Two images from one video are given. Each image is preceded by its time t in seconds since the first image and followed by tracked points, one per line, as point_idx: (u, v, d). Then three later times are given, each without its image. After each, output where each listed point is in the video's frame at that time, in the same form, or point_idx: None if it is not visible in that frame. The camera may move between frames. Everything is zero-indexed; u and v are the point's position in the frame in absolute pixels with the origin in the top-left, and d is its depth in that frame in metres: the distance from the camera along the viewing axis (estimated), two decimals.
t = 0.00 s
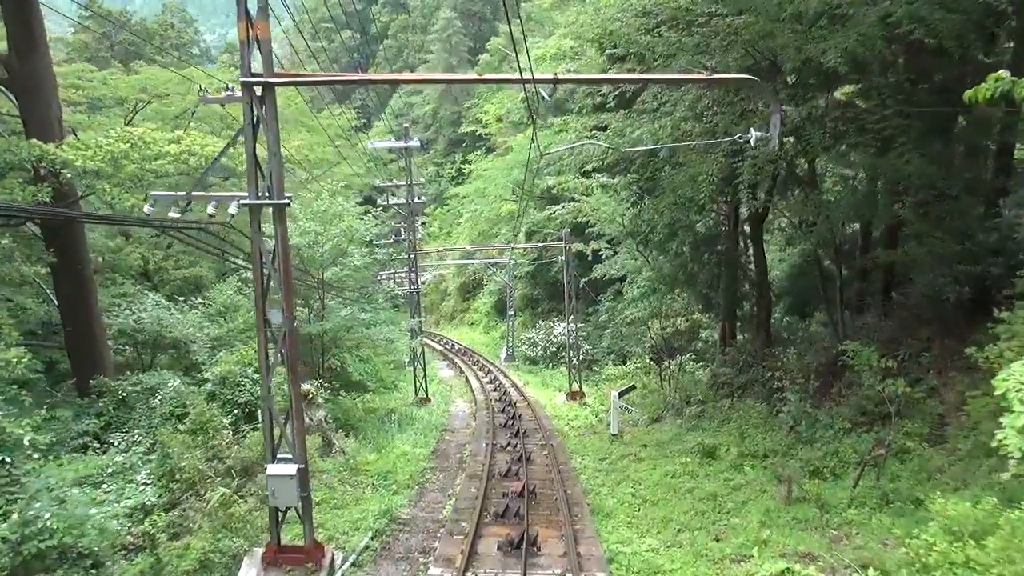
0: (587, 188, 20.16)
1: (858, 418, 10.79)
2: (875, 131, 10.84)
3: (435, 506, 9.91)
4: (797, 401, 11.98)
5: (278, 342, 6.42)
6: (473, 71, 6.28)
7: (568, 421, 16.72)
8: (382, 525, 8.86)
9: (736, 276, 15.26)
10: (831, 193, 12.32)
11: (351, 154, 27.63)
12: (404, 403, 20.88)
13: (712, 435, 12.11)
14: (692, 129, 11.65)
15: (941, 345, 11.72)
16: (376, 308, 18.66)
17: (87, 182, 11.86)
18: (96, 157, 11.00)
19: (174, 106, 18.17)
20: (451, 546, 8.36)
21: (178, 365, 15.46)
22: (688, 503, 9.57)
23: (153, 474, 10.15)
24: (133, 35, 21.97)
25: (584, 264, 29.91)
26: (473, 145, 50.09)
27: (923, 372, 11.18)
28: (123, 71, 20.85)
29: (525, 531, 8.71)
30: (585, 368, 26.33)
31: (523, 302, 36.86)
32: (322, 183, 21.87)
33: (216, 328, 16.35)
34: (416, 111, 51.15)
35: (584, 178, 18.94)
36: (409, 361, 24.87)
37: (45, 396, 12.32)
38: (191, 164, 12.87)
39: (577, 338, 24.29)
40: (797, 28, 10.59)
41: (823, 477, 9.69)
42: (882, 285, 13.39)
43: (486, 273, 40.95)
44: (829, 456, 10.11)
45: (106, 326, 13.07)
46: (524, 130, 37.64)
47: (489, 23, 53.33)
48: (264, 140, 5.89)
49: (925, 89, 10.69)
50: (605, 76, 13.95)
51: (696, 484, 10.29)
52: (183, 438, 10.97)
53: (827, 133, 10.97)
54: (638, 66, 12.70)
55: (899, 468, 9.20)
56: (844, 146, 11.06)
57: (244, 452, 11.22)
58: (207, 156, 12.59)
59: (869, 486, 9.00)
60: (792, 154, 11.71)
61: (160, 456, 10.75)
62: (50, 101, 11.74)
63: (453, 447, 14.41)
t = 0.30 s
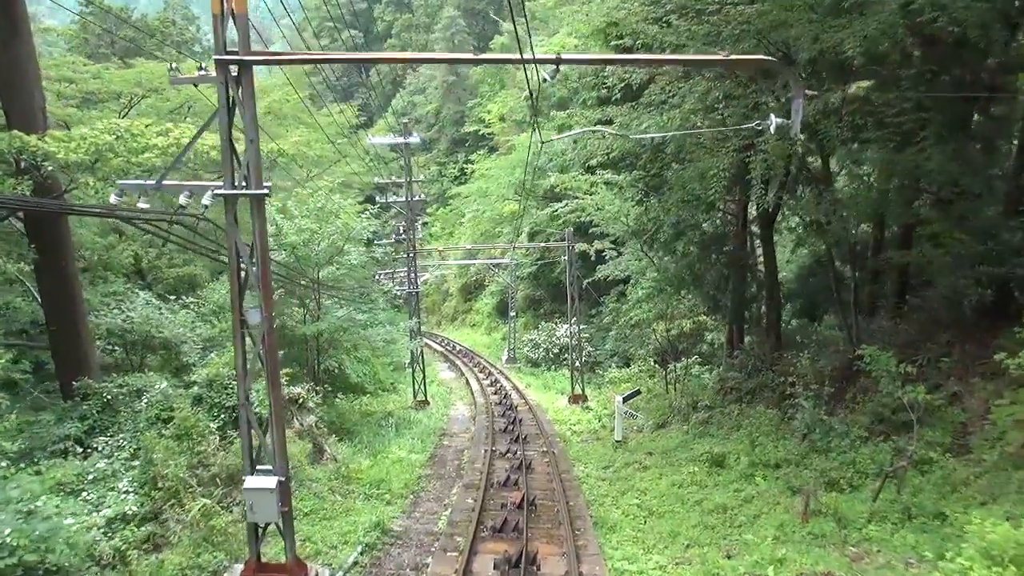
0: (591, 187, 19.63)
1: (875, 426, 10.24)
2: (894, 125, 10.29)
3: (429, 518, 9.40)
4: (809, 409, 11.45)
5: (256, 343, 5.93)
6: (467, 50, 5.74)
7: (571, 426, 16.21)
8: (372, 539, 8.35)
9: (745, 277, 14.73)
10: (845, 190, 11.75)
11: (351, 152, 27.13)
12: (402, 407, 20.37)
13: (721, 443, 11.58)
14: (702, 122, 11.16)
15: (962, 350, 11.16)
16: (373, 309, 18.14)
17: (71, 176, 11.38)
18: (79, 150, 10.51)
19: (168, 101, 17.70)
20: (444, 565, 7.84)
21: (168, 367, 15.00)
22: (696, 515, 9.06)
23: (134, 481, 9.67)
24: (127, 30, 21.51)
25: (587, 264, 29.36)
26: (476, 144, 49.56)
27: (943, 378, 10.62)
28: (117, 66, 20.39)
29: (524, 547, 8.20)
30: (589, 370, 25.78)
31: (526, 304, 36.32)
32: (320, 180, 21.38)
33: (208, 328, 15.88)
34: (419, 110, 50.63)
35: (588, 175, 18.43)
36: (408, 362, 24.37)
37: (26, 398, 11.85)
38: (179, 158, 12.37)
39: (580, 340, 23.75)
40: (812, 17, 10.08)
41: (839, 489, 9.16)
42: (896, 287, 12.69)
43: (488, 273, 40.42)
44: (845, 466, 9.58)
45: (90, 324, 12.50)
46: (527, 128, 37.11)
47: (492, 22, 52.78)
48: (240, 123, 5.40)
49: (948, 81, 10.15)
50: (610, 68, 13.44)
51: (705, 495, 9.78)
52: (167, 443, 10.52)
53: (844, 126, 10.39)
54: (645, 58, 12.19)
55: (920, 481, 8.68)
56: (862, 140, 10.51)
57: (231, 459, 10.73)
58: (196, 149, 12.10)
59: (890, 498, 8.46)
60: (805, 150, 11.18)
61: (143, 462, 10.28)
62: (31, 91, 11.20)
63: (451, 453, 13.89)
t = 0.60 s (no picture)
0: (595, 188, 19.12)
1: (895, 436, 9.72)
2: (915, 117, 9.73)
3: (425, 535, 8.91)
4: (825, 417, 10.92)
5: (231, 350, 5.42)
6: (460, 28, 5.33)
7: (574, 434, 15.70)
8: (364, 559, 7.85)
9: (754, 280, 14.22)
10: (861, 188, 11.23)
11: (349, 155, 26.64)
12: (401, 414, 19.86)
13: (732, 453, 11.05)
14: (712, 116, 10.67)
15: (985, 355, 10.62)
16: (371, 313, 17.64)
17: (53, 176, 10.92)
18: (59, 149, 10.04)
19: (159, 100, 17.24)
20: None
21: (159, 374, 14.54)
22: (707, 532, 8.54)
23: (115, 496, 9.19)
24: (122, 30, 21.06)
25: (590, 268, 28.83)
26: (478, 147, 49.03)
27: (966, 385, 10.07)
28: (109, 66, 19.94)
29: (524, 568, 7.68)
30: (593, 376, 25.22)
31: (528, 307, 35.78)
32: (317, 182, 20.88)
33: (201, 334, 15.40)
34: (420, 113, 50.13)
35: (591, 176, 17.92)
36: (407, 368, 23.85)
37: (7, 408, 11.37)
38: (167, 157, 11.90)
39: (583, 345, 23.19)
40: (827, 5, 9.60)
41: (858, 502, 8.63)
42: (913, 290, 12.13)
43: (490, 277, 39.87)
44: (864, 478, 9.05)
45: (72, 329, 11.99)
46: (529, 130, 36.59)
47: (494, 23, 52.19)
48: (211, 109, 4.90)
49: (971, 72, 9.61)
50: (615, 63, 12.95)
51: (716, 509, 9.26)
52: (152, 455, 10.03)
53: (861, 119, 9.86)
54: (652, 51, 11.69)
55: (947, 496, 8.15)
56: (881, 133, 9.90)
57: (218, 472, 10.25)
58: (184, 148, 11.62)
59: (915, 513, 7.93)
60: (818, 145, 10.65)
61: (126, 474, 9.79)
62: (10, 87, 10.70)
63: (450, 463, 13.37)
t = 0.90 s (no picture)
0: (599, 190, 18.64)
1: (916, 447, 9.17)
2: (937, 111, 9.09)
3: (418, 555, 8.39)
4: (840, 427, 10.38)
5: (199, 359, 4.95)
6: (449, 2, 4.85)
7: (577, 443, 15.18)
8: None
9: (763, 283, 13.70)
10: (878, 186, 10.67)
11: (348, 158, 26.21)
12: (400, 421, 19.36)
13: (744, 464, 10.52)
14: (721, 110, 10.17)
15: (1010, 362, 10.08)
16: (368, 318, 17.12)
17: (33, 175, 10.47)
18: (37, 146, 9.59)
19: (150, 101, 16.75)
20: None
21: (148, 381, 14.05)
22: (719, 550, 8.01)
23: (93, 511, 8.70)
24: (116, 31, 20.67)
25: (593, 271, 28.33)
26: (480, 151, 48.60)
27: (991, 393, 9.52)
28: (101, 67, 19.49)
29: None
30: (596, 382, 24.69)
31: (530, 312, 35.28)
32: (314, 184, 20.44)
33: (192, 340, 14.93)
34: (422, 117, 49.73)
35: (594, 177, 17.44)
36: (406, 374, 23.35)
37: None
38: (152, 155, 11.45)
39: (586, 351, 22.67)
40: None
41: (879, 518, 8.07)
42: (931, 293, 11.58)
43: (492, 282, 39.39)
44: (885, 492, 8.49)
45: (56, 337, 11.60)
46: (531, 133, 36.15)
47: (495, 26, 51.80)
48: (174, 91, 4.44)
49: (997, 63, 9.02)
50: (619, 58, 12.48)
51: (729, 525, 8.73)
52: (133, 468, 9.53)
53: (879, 112, 9.32)
54: (657, 44, 11.20)
55: (976, 512, 7.59)
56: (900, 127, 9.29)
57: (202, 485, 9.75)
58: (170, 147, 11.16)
59: (942, 531, 7.35)
60: (832, 141, 10.13)
61: (105, 488, 9.29)
62: None
63: (448, 474, 12.86)
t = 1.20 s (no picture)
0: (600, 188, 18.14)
1: (935, 457, 8.67)
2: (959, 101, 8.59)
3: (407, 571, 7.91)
4: (854, 436, 9.88)
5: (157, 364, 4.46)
6: None
7: (578, 449, 14.69)
8: None
9: (771, 284, 13.20)
10: (893, 183, 10.17)
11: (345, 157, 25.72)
12: (396, 426, 18.88)
13: (753, 474, 10.02)
14: (732, 98, 9.68)
15: None
16: (363, 320, 16.64)
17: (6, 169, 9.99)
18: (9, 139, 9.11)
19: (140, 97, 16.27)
20: None
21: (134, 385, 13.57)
22: (730, 567, 7.50)
23: (65, 525, 8.20)
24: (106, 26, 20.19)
25: (595, 272, 27.84)
26: (480, 151, 48.09)
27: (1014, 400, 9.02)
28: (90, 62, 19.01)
29: None
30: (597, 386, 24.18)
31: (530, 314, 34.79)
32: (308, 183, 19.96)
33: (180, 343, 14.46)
34: (421, 116, 49.21)
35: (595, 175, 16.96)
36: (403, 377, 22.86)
37: None
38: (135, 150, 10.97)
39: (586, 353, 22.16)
40: None
41: (900, 533, 7.56)
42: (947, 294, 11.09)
43: (492, 283, 38.89)
44: (906, 505, 7.97)
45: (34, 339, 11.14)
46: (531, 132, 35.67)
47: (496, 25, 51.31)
48: (123, 63, 3.95)
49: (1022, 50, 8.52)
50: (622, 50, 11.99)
51: (739, 540, 8.22)
52: (110, 477, 9.05)
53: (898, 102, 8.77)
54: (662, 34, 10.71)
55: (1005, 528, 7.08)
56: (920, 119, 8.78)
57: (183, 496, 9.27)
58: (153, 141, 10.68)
59: (969, 547, 6.85)
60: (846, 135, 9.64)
61: (80, 499, 8.79)
62: None
63: (443, 482, 12.37)
